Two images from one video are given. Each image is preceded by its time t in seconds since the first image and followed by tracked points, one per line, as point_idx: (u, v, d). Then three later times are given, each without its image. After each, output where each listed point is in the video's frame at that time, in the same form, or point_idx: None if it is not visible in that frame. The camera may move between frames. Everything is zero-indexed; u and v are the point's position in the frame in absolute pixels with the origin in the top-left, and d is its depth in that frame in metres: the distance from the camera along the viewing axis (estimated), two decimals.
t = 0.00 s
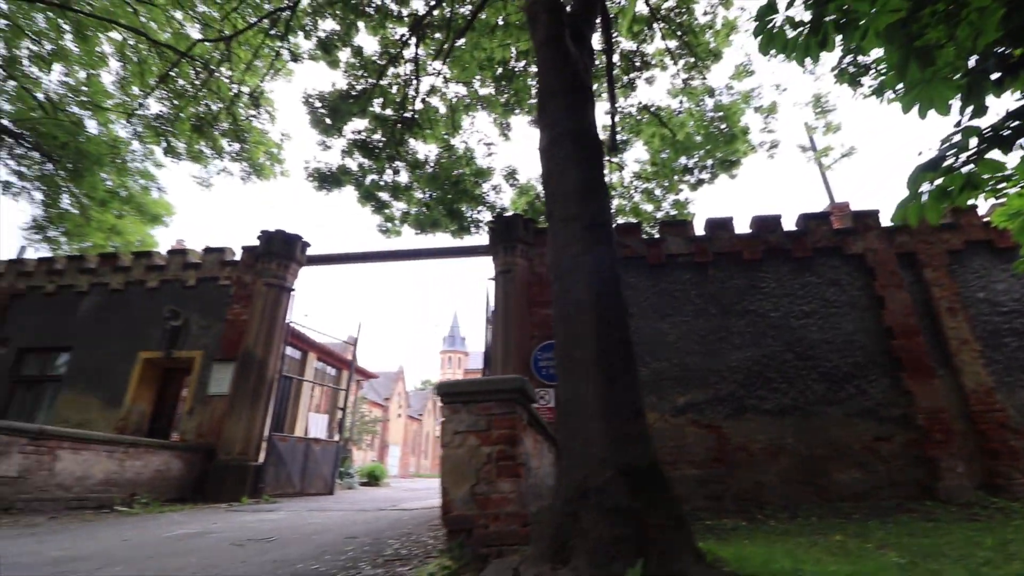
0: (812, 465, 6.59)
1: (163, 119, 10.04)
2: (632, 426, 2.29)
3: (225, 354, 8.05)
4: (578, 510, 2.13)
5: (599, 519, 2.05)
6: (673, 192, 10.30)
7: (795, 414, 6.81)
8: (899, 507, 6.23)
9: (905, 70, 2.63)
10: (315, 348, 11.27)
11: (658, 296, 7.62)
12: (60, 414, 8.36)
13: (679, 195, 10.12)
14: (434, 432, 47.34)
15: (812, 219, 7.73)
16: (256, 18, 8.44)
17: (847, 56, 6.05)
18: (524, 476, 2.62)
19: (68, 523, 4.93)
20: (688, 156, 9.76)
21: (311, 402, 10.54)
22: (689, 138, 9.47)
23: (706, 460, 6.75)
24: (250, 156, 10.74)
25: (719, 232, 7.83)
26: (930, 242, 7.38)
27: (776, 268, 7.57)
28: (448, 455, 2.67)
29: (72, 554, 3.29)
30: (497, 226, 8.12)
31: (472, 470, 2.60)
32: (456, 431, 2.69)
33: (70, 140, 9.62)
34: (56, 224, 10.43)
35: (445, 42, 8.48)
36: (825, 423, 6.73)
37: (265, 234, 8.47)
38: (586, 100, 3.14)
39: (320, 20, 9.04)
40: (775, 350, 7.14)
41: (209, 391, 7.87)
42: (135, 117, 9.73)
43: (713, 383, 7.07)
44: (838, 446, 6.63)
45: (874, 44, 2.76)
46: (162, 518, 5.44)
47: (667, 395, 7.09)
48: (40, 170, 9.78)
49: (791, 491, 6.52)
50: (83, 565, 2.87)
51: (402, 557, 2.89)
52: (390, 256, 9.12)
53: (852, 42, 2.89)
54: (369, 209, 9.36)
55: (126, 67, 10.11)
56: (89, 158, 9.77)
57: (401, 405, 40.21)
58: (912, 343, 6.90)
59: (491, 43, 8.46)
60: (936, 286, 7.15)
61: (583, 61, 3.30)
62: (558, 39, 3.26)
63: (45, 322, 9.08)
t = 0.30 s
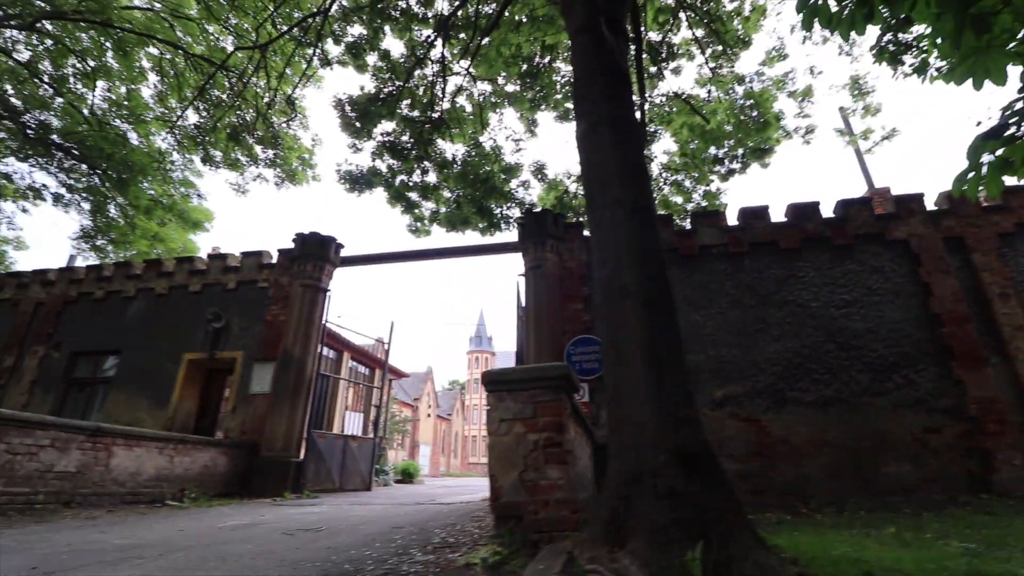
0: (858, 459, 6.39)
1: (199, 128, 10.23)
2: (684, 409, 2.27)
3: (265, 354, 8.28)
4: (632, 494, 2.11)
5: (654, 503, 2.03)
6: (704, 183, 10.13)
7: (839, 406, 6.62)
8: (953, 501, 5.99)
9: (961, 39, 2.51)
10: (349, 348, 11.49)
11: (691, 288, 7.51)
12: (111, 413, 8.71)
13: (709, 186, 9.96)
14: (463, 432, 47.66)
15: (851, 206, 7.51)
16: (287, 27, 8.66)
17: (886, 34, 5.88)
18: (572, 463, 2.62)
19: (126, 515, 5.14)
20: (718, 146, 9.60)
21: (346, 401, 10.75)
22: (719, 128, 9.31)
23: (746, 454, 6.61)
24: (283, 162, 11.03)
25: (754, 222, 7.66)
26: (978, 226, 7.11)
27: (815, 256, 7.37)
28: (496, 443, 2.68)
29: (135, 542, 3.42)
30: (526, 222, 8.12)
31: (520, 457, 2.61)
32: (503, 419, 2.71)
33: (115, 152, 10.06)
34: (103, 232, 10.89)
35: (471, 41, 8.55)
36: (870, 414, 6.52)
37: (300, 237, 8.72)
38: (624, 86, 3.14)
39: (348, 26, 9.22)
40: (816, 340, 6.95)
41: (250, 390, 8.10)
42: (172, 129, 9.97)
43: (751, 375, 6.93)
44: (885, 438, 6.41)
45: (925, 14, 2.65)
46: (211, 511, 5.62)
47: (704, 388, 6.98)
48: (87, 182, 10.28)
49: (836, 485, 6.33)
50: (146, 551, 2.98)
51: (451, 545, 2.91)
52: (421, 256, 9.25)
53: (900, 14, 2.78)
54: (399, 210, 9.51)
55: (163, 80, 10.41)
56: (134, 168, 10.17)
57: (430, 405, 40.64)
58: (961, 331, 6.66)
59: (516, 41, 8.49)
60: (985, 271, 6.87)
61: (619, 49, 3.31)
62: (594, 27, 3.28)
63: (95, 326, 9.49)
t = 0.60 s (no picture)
0: (879, 456, 6.31)
1: (212, 128, 10.26)
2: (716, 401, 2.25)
3: (280, 353, 8.32)
4: (666, 487, 2.09)
5: (689, 495, 2.01)
6: (716, 179, 10.07)
7: (858, 402, 6.55)
8: (976, 499, 5.90)
9: (994, 26, 2.46)
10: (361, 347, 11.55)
11: (707, 284, 7.45)
12: (128, 412, 8.79)
13: (722, 182, 9.90)
14: (472, 431, 47.71)
15: (868, 200, 7.42)
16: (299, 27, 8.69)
17: (906, 25, 5.82)
18: (600, 455, 2.60)
19: (147, 511, 5.18)
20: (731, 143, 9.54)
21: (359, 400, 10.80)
22: (732, 125, 9.27)
23: (763, 452, 6.55)
24: (296, 162, 11.11)
25: (770, 217, 7.59)
26: (998, 220, 7.02)
27: (833, 252, 7.30)
28: (522, 436, 2.67)
29: (159, 536, 3.43)
30: (539, 219, 8.11)
31: (547, 450, 2.60)
32: (529, 413, 2.69)
33: (131, 152, 10.15)
34: (119, 233, 11.01)
35: (482, 40, 8.54)
36: (890, 411, 6.44)
37: (313, 236, 8.79)
38: (647, 77, 3.13)
39: (359, 26, 9.24)
40: (834, 336, 6.88)
41: (266, 388, 8.15)
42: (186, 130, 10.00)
43: (768, 372, 6.87)
44: (906, 435, 6.33)
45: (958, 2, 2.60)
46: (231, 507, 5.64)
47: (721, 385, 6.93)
48: (103, 184, 10.43)
49: (856, 482, 6.25)
50: (173, 545, 2.99)
51: (476, 539, 2.90)
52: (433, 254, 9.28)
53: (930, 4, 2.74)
54: (411, 209, 9.53)
55: (176, 81, 10.48)
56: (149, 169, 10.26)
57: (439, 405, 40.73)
58: (982, 326, 6.59)
59: (528, 39, 8.47)
60: (1006, 265, 6.80)
61: (640, 39, 3.30)
62: (615, 19, 3.28)
63: (112, 326, 9.58)
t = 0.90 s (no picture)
0: (894, 453, 6.26)
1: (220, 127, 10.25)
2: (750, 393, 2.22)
3: (289, 350, 8.31)
4: (701, 479, 2.06)
5: (726, 487, 1.98)
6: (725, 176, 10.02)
7: (872, 399, 6.50)
8: (993, 496, 5.85)
9: None
10: (369, 345, 11.54)
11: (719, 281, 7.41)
12: (138, 410, 8.79)
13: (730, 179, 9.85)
14: (475, 430, 47.69)
15: (881, 196, 7.37)
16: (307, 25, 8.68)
17: (922, 19, 5.78)
18: (628, 449, 2.56)
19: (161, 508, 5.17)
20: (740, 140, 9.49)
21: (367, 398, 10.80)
22: (740, 122, 9.24)
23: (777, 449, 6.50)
24: (303, 160, 11.12)
25: (782, 214, 7.54)
26: (1012, 215, 6.97)
27: (845, 248, 7.25)
28: (549, 430, 2.64)
29: (178, 532, 3.41)
30: (549, 216, 8.09)
31: (575, 443, 2.57)
32: (556, 406, 2.66)
33: (139, 151, 10.14)
34: (127, 232, 11.02)
35: (492, 37, 8.52)
36: (905, 407, 6.40)
37: (322, 234, 8.80)
38: (671, 67, 3.12)
39: (368, 24, 9.23)
40: (847, 333, 6.83)
41: (276, 385, 8.13)
42: (194, 129, 10.00)
43: (781, 369, 6.83)
44: (921, 432, 6.28)
45: None
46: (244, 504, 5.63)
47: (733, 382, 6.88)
48: (111, 182, 10.42)
49: (872, 480, 6.20)
50: (195, 540, 2.97)
51: (502, 535, 2.86)
52: (442, 251, 9.28)
53: None
54: (419, 207, 9.52)
55: (184, 80, 10.47)
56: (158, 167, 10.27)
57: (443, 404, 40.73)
58: (997, 322, 6.54)
59: (538, 35, 8.44)
60: (1021, 261, 6.76)
61: (662, 31, 3.29)
62: (636, 11, 3.27)
63: (120, 324, 9.59)
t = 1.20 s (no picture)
0: (909, 449, 6.19)
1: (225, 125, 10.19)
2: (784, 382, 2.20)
3: (298, 348, 8.27)
4: (737, 471, 2.03)
5: (764, 479, 1.94)
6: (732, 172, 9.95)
7: (887, 394, 6.44)
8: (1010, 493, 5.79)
9: None
10: (376, 343, 11.52)
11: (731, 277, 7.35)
12: (146, 408, 8.77)
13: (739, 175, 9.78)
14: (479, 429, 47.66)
15: (893, 191, 7.31)
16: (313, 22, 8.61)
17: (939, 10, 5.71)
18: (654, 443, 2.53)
19: (173, 505, 5.14)
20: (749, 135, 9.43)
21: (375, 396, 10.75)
22: (749, 117, 9.17)
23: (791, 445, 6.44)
24: (309, 158, 11.09)
25: (793, 209, 7.47)
26: None
27: (858, 243, 7.18)
28: (575, 423, 2.59)
29: (193, 528, 3.36)
30: (558, 213, 8.04)
31: (602, 436, 2.52)
32: (581, 399, 2.62)
33: (145, 149, 10.11)
34: (133, 230, 10.99)
35: (500, 32, 8.46)
36: (920, 403, 6.34)
37: (329, 232, 8.78)
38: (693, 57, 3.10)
39: (374, 20, 9.16)
40: (861, 329, 6.77)
41: (284, 383, 8.08)
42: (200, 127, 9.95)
43: (794, 365, 6.76)
44: (936, 428, 6.22)
45: None
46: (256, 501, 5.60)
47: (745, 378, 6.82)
48: (118, 182, 10.43)
49: (887, 476, 6.13)
50: (213, 537, 2.92)
51: (523, 530, 2.82)
52: (450, 249, 9.26)
53: None
54: (426, 204, 9.48)
55: (189, 79, 10.41)
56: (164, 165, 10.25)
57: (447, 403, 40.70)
58: (1012, 317, 6.49)
59: (546, 31, 8.37)
60: None
61: (684, 20, 3.27)
62: None
63: (128, 323, 9.57)
